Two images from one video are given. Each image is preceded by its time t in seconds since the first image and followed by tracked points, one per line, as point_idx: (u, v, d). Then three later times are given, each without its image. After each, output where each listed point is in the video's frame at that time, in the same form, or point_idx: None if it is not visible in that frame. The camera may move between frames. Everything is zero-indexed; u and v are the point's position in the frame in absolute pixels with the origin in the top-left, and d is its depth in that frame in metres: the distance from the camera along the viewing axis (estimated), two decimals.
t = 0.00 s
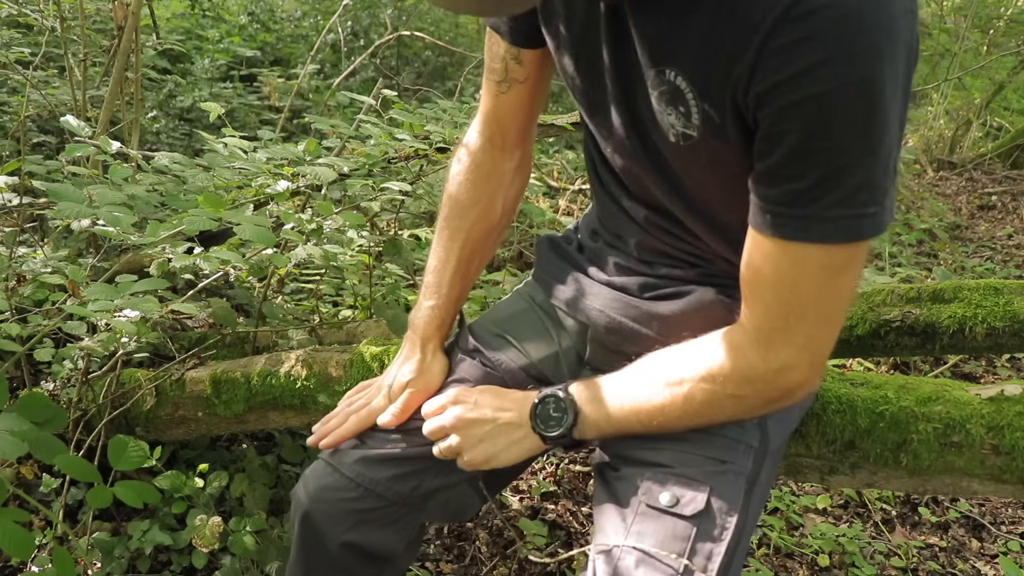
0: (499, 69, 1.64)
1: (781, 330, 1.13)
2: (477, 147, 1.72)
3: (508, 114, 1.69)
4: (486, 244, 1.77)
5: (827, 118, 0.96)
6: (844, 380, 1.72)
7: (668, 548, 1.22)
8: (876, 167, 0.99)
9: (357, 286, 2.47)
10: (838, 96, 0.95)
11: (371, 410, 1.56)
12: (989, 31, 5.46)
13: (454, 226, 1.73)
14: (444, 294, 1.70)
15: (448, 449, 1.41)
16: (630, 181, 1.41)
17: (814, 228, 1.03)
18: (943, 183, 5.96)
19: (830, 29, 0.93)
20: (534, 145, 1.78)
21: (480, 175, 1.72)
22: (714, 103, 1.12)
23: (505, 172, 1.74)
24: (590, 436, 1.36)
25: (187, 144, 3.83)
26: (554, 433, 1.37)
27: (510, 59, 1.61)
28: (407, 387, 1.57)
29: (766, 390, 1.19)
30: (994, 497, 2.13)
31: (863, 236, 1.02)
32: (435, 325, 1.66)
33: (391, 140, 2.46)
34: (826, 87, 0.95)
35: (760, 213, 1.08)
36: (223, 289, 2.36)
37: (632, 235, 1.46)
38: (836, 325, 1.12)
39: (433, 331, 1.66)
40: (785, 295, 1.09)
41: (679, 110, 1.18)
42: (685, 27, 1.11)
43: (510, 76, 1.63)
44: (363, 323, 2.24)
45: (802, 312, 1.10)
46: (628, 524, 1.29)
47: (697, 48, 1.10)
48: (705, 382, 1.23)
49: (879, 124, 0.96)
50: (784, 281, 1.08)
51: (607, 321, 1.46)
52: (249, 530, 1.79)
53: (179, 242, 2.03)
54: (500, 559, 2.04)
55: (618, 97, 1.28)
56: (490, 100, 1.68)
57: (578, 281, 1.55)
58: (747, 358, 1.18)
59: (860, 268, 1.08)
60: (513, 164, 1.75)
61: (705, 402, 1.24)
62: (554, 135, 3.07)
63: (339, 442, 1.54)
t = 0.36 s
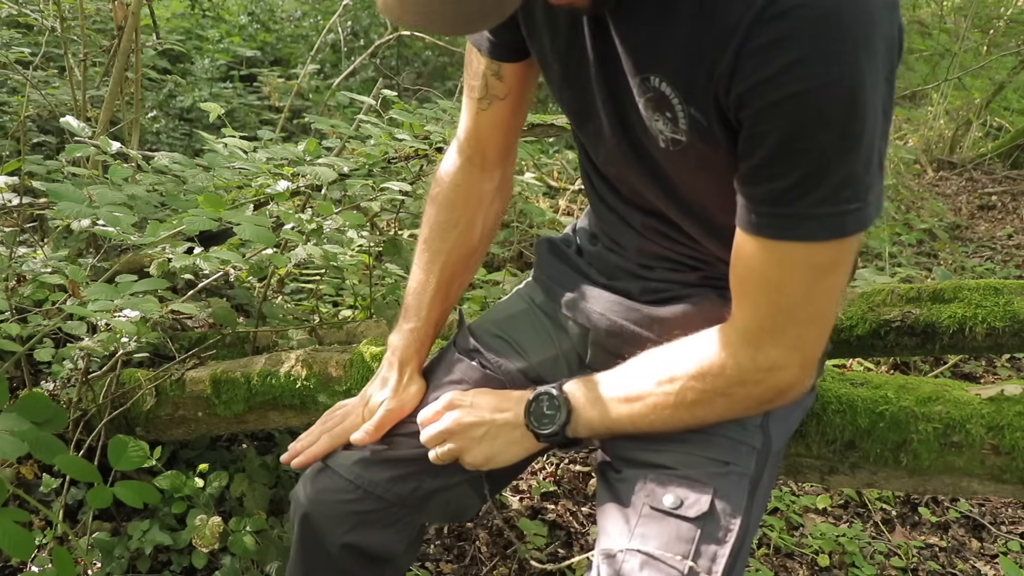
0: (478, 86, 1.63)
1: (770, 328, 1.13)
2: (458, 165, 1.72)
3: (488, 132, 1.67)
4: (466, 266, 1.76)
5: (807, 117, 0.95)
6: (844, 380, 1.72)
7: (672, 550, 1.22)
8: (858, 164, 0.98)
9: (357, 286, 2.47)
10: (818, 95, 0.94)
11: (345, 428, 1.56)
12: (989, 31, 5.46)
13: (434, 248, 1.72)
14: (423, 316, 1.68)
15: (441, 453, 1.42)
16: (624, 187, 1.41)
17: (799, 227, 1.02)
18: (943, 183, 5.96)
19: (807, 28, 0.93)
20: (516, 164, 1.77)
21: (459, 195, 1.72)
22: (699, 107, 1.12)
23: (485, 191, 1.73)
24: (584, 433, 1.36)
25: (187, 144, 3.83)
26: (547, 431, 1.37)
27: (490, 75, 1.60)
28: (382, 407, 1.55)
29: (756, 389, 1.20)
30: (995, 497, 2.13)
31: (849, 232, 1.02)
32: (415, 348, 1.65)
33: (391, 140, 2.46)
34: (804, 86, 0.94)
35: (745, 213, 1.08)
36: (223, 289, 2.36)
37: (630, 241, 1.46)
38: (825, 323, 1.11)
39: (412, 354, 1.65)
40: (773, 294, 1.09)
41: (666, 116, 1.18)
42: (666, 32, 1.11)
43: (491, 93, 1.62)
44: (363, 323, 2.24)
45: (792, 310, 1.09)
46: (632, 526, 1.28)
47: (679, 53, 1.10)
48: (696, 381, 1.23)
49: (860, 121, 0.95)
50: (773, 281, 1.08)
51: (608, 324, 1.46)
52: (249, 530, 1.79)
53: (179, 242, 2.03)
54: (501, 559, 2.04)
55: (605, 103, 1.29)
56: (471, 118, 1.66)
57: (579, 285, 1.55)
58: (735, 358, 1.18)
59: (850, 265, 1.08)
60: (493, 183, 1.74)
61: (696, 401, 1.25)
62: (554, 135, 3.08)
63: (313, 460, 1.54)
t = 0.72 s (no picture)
0: (463, 98, 1.60)
1: (763, 325, 1.12)
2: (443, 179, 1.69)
3: (473, 146, 1.65)
4: (452, 283, 1.73)
5: (793, 112, 0.94)
6: (844, 380, 1.72)
7: (675, 550, 1.22)
8: (845, 156, 0.97)
9: (357, 286, 2.47)
10: (803, 91, 0.93)
11: (326, 444, 1.55)
12: (989, 31, 5.45)
13: (420, 264, 1.69)
14: (409, 332, 1.67)
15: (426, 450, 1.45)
16: (620, 192, 1.42)
17: (788, 222, 1.01)
18: (943, 183, 5.96)
19: (789, 24, 0.91)
20: (501, 176, 1.75)
21: (444, 210, 1.70)
22: (690, 108, 1.11)
23: (471, 204, 1.71)
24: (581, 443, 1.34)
25: (187, 144, 3.83)
26: (544, 441, 1.36)
27: (476, 87, 1.57)
28: (364, 423, 1.54)
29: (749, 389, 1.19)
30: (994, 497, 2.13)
31: (838, 224, 1.01)
32: (401, 365, 1.63)
33: (391, 140, 2.46)
34: (790, 81, 0.93)
35: (734, 211, 1.07)
36: (222, 289, 2.36)
37: (628, 244, 1.45)
38: (816, 318, 1.11)
39: (397, 371, 1.62)
40: (766, 292, 1.08)
41: (657, 119, 1.17)
42: (651, 35, 1.09)
43: (477, 105, 1.59)
44: (363, 323, 2.24)
45: (786, 307, 1.09)
46: (633, 526, 1.28)
47: (664, 56, 1.09)
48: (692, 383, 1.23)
49: (846, 113, 0.94)
50: (765, 276, 1.07)
51: (609, 326, 1.47)
52: (249, 530, 1.79)
53: (179, 242, 2.03)
54: (501, 559, 2.04)
55: (595, 107, 1.28)
56: (456, 131, 1.64)
57: (579, 287, 1.55)
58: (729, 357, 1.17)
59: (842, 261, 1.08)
60: (479, 196, 1.72)
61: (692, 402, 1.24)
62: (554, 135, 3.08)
63: (294, 477, 1.53)
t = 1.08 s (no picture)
0: (454, 108, 1.60)
1: (746, 327, 1.08)
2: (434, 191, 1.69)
3: (464, 157, 1.65)
4: (443, 296, 1.72)
5: (778, 106, 0.93)
6: (844, 380, 1.72)
7: (674, 551, 1.22)
8: (830, 150, 0.96)
9: (357, 286, 2.47)
10: (788, 83, 0.91)
11: (311, 457, 1.57)
12: (990, 31, 5.45)
13: (410, 277, 1.68)
14: (400, 345, 1.65)
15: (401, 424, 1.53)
16: (617, 196, 1.41)
17: (773, 218, 0.99)
18: (943, 183, 5.96)
19: (775, 18, 0.90)
20: (493, 190, 1.74)
21: (435, 223, 1.69)
22: (682, 109, 1.11)
23: (462, 217, 1.70)
24: (564, 460, 1.32)
25: (187, 144, 3.83)
26: (523, 449, 1.34)
27: (466, 97, 1.57)
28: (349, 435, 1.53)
29: (733, 398, 1.15)
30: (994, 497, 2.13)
31: (824, 220, 0.99)
32: (391, 378, 1.62)
33: (391, 140, 2.46)
34: (774, 75, 0.91)
35: (721, 209, 1.05)
36: (222, 289, 2.36)
37: (628, 245, 1.45)
38: (802, 320, 1.08)
39: (388, 385, 1.61)
40: (751, 294, 1.05)
41: (650, 121, 1.17)
42: (641, 37, 1.09)
43: (467, 115, 1.59)
44: (363, 323, 2.24)
45: (772, 308, 1.06)
46: (635, 526, 1.29)
47: (655, 56, 1.08)
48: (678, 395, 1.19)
49: (831, 106, 0.92)
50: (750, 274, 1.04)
51: (609, 326, 1.49)
52: (249, 530, 1.79)
53: (179, 242, 2.03)
54: (501, 559, 2.04)
55: (588, 108, 1.28)
56: (446, 142, 1.64)
57: (579, 287, 1.55)
58: (711, 365, 1.13)
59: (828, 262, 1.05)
60: (470, 210, 1.71)
61: (676, 411, 1.20)
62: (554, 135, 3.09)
63: (277, 489, 1.57)
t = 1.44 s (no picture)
0: (446, 120, 1.60)
1: (722, 331, 1.05)
2: (424, 206, 1.68)
3: (455, 168, 1.65)
4: (434, 311, 1.70)
5: (762, 102, 0.92)
6: (844, 380, 1.72)
7: (674, 551, 1.22)
8: (815, 148, 0.94)
9: (357, 286, 2.47)
10: (773, 80, 0.91)
11: (294, 466, 1.54)
12: (990, 31, 5.45)
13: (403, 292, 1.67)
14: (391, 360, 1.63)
15: (398, 424, 1.55)
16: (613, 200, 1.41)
17: (756, 216, 0.97)
18: (943, 183, 5.96)
19: (761, 16, 0.90)
20: (484, 205, 1.73)
21: (425, 237, 1.67)
22: (675, 112, 1.11)
23: (453, 230, 1.69)
24: (538, 466, 1.30)
25: (187, 144, 3.83)
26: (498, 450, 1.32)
27: (458, 107, 1.58)
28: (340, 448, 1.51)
29: (705, 405, 1.11)
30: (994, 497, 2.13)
31: (807, 218, 0.97)
32: (383, 393, 1.59)
33: (391, 140, 2.46)
34: (759, 71, 0.91)
35: (705, 209, 1.04)
36: (222, 289, 2.36)
37: (627, 246, 1.45)
38: (779, 326, 1.04)
39: (379, 401, 1.59)
40: (728, 296, 1.03)
41: (643, 125, 1.17)
42: (633, 41, 1.09)
43: (458, 126, 1.59)
44: (363, 323, 2.25)
45: (748, 312, 1.03)
46: (635, 524, 1.29)
47: (647, 61, 1.09)
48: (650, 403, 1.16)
49: (816, 103, 0.92)
50: (727, 276, 1.02)
51: (609, 327, 1.50)
52: (249, 530, 1.79)
53: (179, 242, 2.03)
54: (501, 559, 2.04)
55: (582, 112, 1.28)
56: (437, 154, 1.64)
57: (579, 288, 1.55)
58: (684, 370, 1.10)
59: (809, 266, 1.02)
60: (461, 224, 1.70)
61: (644, 415, 1.17)
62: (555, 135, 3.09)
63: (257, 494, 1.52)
